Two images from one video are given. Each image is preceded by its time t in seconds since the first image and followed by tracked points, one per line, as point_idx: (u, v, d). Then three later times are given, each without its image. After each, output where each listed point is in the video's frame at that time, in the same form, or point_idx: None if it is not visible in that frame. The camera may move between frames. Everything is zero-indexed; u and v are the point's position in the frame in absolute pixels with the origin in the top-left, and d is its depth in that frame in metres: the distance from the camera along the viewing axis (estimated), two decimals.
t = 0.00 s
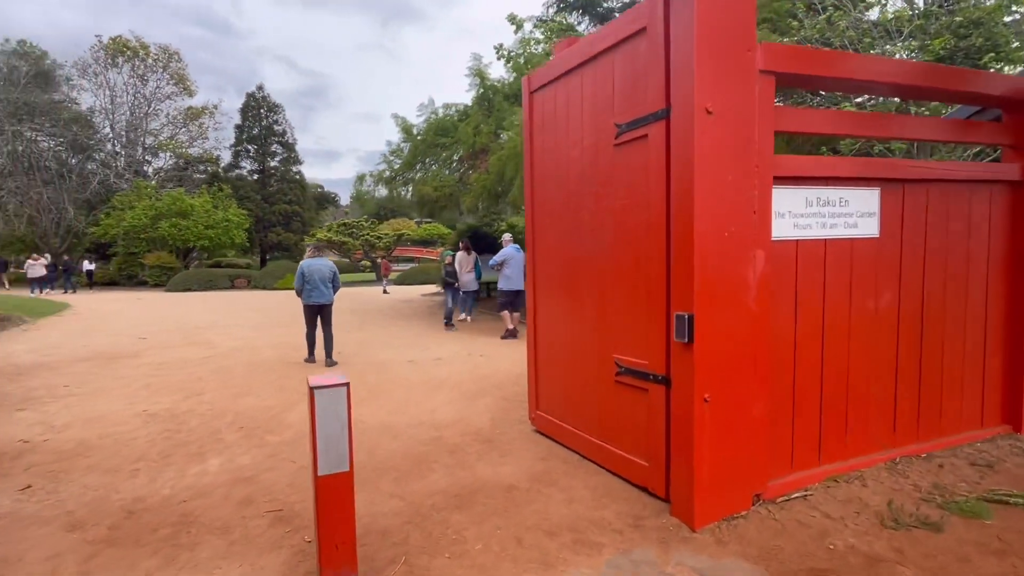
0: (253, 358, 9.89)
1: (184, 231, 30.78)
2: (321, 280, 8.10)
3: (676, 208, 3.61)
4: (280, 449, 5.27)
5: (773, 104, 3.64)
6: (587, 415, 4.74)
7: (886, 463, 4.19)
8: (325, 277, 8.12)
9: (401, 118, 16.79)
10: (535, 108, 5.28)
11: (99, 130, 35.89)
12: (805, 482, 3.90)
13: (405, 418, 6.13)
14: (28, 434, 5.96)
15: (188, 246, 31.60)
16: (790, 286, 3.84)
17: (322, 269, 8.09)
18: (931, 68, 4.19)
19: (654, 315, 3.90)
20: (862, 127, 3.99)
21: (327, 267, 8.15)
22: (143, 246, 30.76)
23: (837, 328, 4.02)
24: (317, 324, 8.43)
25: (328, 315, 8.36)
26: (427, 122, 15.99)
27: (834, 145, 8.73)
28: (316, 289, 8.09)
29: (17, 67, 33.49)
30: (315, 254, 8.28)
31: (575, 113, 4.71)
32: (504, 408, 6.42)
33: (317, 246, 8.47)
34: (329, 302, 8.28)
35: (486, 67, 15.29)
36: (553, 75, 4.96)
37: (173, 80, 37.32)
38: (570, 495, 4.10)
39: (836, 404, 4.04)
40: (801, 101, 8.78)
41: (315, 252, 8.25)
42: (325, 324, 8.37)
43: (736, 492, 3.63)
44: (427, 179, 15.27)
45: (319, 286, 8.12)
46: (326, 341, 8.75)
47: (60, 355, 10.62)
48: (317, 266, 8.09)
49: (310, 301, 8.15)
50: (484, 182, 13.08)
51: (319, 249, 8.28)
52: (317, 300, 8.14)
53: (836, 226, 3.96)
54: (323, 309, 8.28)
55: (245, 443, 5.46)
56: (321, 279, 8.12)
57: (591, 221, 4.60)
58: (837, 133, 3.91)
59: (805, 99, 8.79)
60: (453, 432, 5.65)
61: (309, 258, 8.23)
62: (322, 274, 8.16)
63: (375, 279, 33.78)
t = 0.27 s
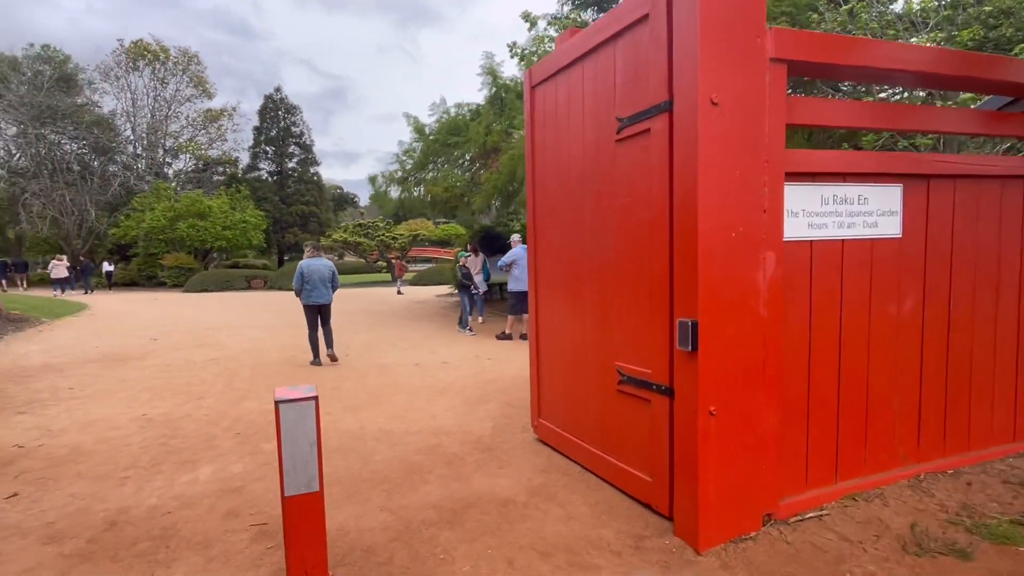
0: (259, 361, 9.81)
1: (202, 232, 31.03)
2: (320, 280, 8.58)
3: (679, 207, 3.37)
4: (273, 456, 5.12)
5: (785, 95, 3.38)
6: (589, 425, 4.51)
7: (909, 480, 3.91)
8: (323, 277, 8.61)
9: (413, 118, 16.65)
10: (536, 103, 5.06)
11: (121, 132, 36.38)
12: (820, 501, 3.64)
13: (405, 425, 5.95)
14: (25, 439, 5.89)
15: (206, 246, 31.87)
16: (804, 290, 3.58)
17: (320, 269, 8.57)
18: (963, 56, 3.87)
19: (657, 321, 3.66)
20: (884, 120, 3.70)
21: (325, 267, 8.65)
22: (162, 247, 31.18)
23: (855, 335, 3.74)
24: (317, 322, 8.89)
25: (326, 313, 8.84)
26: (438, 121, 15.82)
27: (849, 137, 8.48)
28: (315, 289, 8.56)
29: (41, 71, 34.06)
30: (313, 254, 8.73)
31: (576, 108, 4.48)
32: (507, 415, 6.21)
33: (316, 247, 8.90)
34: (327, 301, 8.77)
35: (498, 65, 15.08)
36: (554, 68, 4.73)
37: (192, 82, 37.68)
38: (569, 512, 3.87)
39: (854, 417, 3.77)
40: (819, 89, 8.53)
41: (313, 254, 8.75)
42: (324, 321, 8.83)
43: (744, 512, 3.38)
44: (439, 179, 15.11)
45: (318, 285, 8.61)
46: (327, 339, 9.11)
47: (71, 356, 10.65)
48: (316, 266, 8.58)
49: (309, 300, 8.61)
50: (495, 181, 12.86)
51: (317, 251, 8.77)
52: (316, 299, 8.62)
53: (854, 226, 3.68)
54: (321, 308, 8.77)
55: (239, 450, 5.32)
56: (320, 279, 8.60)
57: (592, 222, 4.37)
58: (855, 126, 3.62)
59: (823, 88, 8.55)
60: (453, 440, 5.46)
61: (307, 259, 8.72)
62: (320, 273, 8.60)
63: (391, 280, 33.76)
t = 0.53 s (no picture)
0: (264, 363, 9.68)
1: (219, 234, 31.22)
2: (325, 281, 8.75)
3: (681, 203, 3.11)
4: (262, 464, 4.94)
5: (797, 80, 3.10)
6: (589, 435, 4.26)
7: (935, 499, 3.60)
8: (328, 278, 8.81)
9: (424, 118, 16.51)
10: (536, 97, 4.83)
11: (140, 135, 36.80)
12: (837, 522, 3.35)
13: (402, 432, 5.73)
14: (16, 443, 5.77)
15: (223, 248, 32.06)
16: (819, 293, 3.29)
17: (325, 271, 8.75)
18: (993, 38, 3.56)
19: (659, 325, 3.40)
20: (906, 108, 3.40)
21: (329, 269, 8.85)
22: (179, 249, 31.42)
23: (875, 342, 3.45)
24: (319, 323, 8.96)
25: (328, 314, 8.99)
26: (449, 121, 15.61)
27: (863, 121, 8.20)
28: (320, 290, 8.70)
29: (63, 76, 34.55)
30: (317, 256, 8.91)
31: (575, 100, 4.23)
32: (508, 422, 5.97)
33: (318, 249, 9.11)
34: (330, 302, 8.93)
35: (509, 63, 14.87)
36: (553, 58, 4.49)
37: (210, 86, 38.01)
38: (565, 529, 3.62)
39: (874, 430, 3.48)
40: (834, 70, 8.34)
41: (316, 256, 8.91)
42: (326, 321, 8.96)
43: (753, 534, 3.11)
44: (449, 179, 14.94)
45: (322, 286, 8.77)
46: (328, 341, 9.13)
47: (78, 359, 10.62)
48: (320, 268, 8.74)
49: (313, 301, 8.71)
50: (505, 181, 12.64)
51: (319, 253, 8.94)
52: (320, 301, 8.76)
53: (873, 222, 3.39)
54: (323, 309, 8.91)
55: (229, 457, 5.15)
56: (325, 280, 8.77)
57: (593, 220, 4.12)
58: (875, 114, 3.33)
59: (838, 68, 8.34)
60: (450, 449, 5.23)
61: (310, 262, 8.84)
62: (324, 274, 8.79)
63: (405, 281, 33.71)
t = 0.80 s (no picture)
0: (266, 368, 9.57)
1: (234, 238, 31.40)
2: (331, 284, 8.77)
3: (675, 205, 2.88)
4: (247, 476, 4.77)
5: (801, 71, 2.86)
6: (583, 450, 4.04)
7: (954, 525, 3.33)
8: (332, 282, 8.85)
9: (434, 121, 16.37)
10: (530, 94, 4.62)
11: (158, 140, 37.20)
12: (846, 549, 3.10)
13: (395, 442, 5.54)
14: (5, 451, 5.67)
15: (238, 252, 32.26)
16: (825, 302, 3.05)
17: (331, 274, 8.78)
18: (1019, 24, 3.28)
19: (653, 335, 3.17)
20: (923, 101, 3.13)
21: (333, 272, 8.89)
22: (195, 252, 31.68)
23: (888, 355, 3.19)
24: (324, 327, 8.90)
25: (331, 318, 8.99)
26: (459, 123, 15.44)
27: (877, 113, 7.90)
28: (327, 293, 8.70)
29: (83, 82, 35.03)
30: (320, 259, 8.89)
31: (569, 96, 4.02)
32: (506, 432, 5.76)
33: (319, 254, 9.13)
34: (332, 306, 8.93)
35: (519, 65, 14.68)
36: (547, 54, 4.28)
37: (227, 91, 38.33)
38: (553, 552, 3.40)
39: (887, 449, 3.21)
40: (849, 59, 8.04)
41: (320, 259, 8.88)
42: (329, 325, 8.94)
43: (752, 563, 2.87)
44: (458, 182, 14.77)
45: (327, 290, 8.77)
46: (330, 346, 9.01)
47: (83, 362, 10.60)
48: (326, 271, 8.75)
49: (320, 305, 8.65)
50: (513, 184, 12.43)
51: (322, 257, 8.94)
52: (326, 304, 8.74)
53: (885, 224, 3.13)
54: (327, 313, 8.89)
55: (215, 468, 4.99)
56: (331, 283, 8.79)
57: (586, 223, 3.90)
58: (888, 107, 3.07)
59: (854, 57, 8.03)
60: (442, 461, 5.03)
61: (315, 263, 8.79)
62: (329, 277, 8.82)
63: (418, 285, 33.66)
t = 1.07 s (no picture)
0: (267, 374, 9.46)
1: (248, 242, 31.59)
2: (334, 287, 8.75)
3: (659, 203, 2.66)
4: (228, 486, 4.62)
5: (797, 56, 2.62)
6: (572, 463, 3.82)
7: (970, 551, 3.06)
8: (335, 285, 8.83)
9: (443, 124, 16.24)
10: (520, 89, 4.42)
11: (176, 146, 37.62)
12: None
13: (385, 452, 5.36)
14: None
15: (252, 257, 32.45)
16: (826, 308, 2.80)
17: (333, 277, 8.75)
18: None
19: (639, 344, 2.94)
20: (934, 90, 2.88)
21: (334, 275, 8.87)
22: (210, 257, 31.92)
23: (896, 366, 2.93)
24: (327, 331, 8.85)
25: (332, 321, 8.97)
26: (467, 126, 15.29)
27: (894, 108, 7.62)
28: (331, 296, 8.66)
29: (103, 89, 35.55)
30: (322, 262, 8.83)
31: (557, 90, 3.82)
32: (500, 442, 5.55)
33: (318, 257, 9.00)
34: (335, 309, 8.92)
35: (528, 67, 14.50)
36: (536, 46, 4.08)
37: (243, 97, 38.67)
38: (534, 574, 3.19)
39: (895, 469, 2.96)
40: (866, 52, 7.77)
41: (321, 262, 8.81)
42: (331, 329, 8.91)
43: None
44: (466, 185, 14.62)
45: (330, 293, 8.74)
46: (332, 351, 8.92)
47: (88, 366, 10.59)
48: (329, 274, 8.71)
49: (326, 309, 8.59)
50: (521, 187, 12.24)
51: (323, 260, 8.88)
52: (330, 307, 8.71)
53: (891, 223, 2.88)
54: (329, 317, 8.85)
55: (197, 477, 4.85)
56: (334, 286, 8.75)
57: (574, 224, 3.69)
58: (896, 97, 2.83)
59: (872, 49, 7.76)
60: (431, 472, 4.84)
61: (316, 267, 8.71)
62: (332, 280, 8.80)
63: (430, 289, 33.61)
